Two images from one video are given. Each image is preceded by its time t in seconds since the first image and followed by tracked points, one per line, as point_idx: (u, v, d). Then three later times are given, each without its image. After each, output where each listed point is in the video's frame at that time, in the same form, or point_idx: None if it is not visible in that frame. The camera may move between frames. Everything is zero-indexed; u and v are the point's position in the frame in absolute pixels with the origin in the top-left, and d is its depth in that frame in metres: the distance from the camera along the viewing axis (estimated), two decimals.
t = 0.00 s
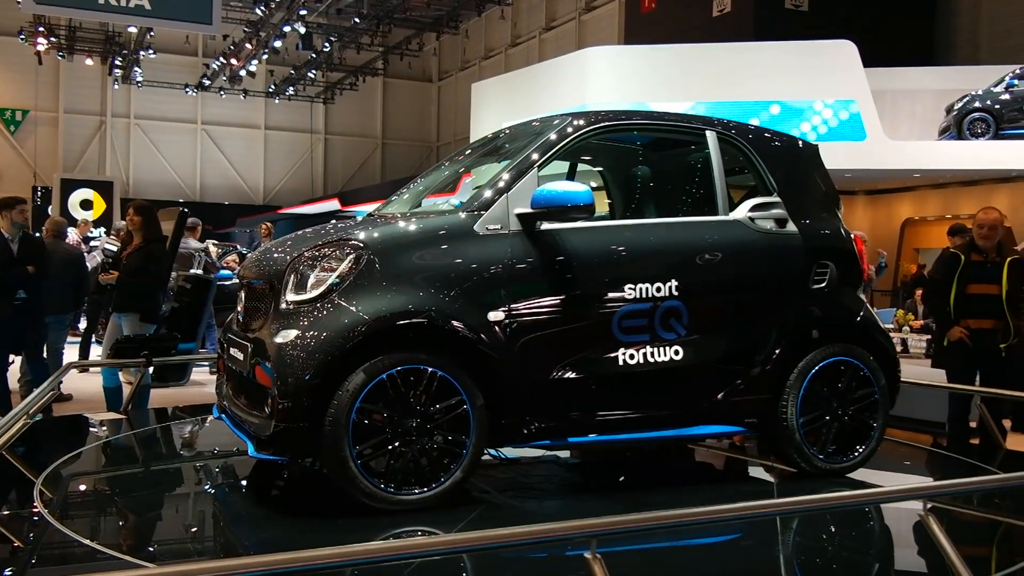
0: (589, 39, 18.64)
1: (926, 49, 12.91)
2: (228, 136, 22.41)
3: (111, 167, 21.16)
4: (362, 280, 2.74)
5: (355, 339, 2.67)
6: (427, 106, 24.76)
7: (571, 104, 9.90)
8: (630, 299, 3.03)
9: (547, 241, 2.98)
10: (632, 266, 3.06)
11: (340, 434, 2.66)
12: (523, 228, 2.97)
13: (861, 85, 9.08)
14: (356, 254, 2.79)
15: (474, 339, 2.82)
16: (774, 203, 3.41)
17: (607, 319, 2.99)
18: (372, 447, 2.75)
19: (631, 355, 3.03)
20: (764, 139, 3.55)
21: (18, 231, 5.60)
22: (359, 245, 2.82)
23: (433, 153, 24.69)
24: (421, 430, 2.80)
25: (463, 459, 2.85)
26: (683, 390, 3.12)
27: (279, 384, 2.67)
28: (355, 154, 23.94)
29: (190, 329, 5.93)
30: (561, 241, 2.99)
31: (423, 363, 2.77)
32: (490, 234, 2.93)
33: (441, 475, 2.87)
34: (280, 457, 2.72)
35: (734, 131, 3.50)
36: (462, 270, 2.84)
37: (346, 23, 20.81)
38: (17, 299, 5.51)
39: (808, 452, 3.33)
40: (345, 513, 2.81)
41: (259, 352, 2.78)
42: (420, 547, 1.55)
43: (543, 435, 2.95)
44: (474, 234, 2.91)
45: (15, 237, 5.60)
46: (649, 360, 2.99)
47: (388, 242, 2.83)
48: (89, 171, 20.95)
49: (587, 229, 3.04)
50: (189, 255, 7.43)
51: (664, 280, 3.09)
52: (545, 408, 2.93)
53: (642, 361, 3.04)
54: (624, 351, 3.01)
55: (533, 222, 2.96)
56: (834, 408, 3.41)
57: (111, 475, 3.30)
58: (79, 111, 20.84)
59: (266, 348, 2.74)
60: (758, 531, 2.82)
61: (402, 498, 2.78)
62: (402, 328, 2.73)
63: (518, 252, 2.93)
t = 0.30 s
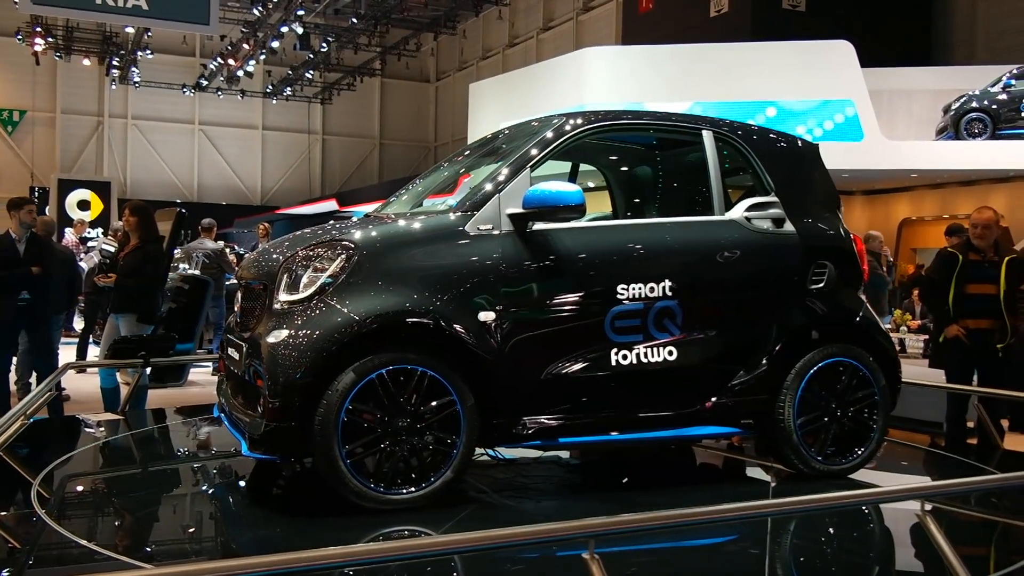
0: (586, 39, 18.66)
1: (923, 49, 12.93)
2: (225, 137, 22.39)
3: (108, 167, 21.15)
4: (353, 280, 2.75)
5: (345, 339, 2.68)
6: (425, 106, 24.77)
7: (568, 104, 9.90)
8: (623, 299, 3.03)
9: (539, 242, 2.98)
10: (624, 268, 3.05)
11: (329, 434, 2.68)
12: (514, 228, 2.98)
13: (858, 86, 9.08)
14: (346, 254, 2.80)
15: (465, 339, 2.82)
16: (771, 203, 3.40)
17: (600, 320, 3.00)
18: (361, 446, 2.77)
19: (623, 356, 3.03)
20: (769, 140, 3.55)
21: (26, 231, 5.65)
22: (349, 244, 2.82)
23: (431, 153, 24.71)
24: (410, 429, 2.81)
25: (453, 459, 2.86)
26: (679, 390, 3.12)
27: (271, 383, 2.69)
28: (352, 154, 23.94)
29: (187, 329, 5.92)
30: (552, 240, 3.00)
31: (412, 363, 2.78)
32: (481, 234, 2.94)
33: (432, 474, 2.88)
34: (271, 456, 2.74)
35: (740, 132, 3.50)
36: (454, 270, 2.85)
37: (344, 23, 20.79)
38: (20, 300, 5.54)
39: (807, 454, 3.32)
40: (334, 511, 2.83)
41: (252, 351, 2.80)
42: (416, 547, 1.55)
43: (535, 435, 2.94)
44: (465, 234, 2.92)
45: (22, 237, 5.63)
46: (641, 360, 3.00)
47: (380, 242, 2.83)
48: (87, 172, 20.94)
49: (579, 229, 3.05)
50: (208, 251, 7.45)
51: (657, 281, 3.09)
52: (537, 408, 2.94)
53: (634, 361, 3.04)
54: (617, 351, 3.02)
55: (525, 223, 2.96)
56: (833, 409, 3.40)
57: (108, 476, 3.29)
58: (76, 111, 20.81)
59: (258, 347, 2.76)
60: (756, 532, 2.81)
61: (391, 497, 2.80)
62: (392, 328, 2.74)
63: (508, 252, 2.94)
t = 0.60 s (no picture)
0: (585, 39, 18.66)
1: (922, 50, 12.94)
2: (223, 135, 22.36)
3: (107, 165, 21.14)
4: (345, 278, 2.77)
5: (336, 336, 2.71)
6: (424, 105, 24.76)
7: (567, 104, 9.90)
8: (616, 298, 3.03)
9: (532, 241, 2.98)
10: (631, 266, 3.07)
11: (318, 431, 2.71)
12: (506, 227, 2.98)
13: (857, 88, 9.10)
14: (338, 252, 2.82)
15: (455, 337, 2.83)
16: (769, 203, 3.37)
17: (592, 319, 3.00)
18: (351, 444, 2.80)
19: (617, 356, 3.03)
20: (777, 145, 3.52)
21: (38, 228, 5.59)
22: (342, 243, 2.85)
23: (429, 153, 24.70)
24: (400, 428, 2.83)
25: (444, 458, 2.87)
26: (677, 390, 3.12)
27: (262, 380, 2.71)
28: (350, 153, 23.93)
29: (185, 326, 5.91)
30: (545, 240, 3.00)
31: (402, 362, 2.80)
32: (473, 234, 2.95)
33: (422, 472, 2.90)
34: (262, 453, 2.77)
35: (748, 134, 3.49)
36: (446, 269, 2.87)
37: (342, 22, 20.74)
38: (31, 296, 5.41)
39: (804, 456, 3.30)
40: (323, 509, 2.86)
41: (246, 348, 2.83)
42: (408, 546, 1.54)
43: (525, 434, 2.94)
44: (456, 233, 2.93)
45: (35, 235, 5.58)
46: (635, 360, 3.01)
47: (372, 241, 2.86)
48: (85, 170, 20.92)
49: (572, 229, 3.05)
50: (215, 250, 7.48)
51: (651, 281, 3.08)
52: (529, 408, 2.94)
53: (627, 361, 3.04)
54: (609, 351, 3.02)
55: (517, 221, 2.98)
56: (831, 410, 3.38)
57: (104, 474, 3.28)
58: (75, 109, 20.79)
59: (252, 344, 2.79)
60: (752, 533, 2.80)
61: (381, 495, 2.82)
62: (382, 326, 2.76)
63: (500, 251, 2.94)
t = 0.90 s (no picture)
0: (583, 42, 18.69)
1: (920, 54, 12.96)
2: (221, 137, 22.35)
3: (105, 167, 21.16)
4: (337, 280, 2.79)
5: (327, 338, 2.73)
6: (422, 108, 24.76)
7: (565, 107, 9.91)
8: (609, 301, 3.03)
9: (524, 244, 2.99)
10: (650, 267, 3.09)
11: (308, 434, 2.74)
12: (499, 231, 2.99)
13: (855, 91, 9.12)
14: (330, 254, 2.84)
15: (445, 341, 2.84)
16: (766, 206, 3.36)
17: (584, 322, 3.00)
18: (340, 446, 2.83)
19: (609, 359, 3.03)
20: (782, 148, 3.53)
21: (46, 231, 5.62)
22: (335, 246, 2.87)
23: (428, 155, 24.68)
24: (390, 430, 2.86)
25: (434, 461, 2.89)
26: (674, 394, 3.12)
27: (254, 382, 2.74)
28: (348, 156, 23.94)
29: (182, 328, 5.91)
30: (537, 243, 3.00)
31: (392, 364, 2.83)
32: (466, 237, 2.96)
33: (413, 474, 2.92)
34: (253, 454, 2.80)
35: (755, 139, 3.49)
36: (439, 272, 2.88)
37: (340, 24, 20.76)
38: (30, 299, 5.39)
39: (800, 460, 3.29)
40: (314, 509, 2.89)
41: (241, 349, 2.86)
42: (405, 550, 1.55)
43: (515, 437, 2.95)
44: (448, 236, 2.94)
45: (42, 238, 5.59)
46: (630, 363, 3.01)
47: (365, 244, 2.87)
48: (83, 171, 20.90)
49: (564, 232, 3.05)
50: (215, 253, 7.48)
51: (644, 284, 3.08)
52: (519, 411, 2.94)
53: (619, 364, 3.03)
54: (602, 354, 3.02)
55: (509, 225, 2.98)
56: (829, 414, 3.37)
57: (102, 477, 3.28)
58: (74, 111, 20.78)
59: (245, 345, 2.81)
60: (750, 536, 2.80)
61: (370, 497, 2.84)
62: (374, 328, 2.78)
63: (491, 253, 2.95)
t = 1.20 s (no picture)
0: (581, 45, 18.70)
1: (918, 57, 12.99)
2: (219, 140, 22.33)
3: (102, 169, 21.13)
4: (329, 283, 2.82)
5: (317, 340, 2.76)
6: (420, 110, 24.76)
7: (563, 110, 9.92)
8: (600, 304, 3.03)
9: (516, 246, 2.99)
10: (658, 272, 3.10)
11: (298, 435, 2.77)
12: (491, 233, 2.99)
13: (853, 94, 9.14)
14: (321, 257, 2.87)
15: (435, 343, 2.86)
16: (764, 208, 3.34)
17: (577, 325, 3.00)
18: (330, 447, 2.85)
19: (602, 362, 3.03)
20: (785, 152, 3.52)
21: (44, 233, 5.58)
22: (327, 249, 2.89)
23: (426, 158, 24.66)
24: (380, 431, 2.88)
25: (424, 462, 2.91)
26: (671, 397, 3.11)
27: (246, 382, 2.78)
28: (346, 158, 23.95)
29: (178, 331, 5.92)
30: (528, 245, 3.00)
31: (383, 366, 2.85)
32: (457, 239, 2.96)
33: (404, 475, 2.94)
34: (245, 454, 2.85)
35: (760, 143, 3.50)
36: (432, 274, 2.89)
37: (338, 27, 20.78)
38: (23, 299, 5.38)
39: (797, 465, 3.27)
40: (305, 508, 2.92)
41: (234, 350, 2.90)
42: (404, 553, 1.56)
43: (509, 439, 2.95)
44: (440, 238, 2.95)
45: (38, 241, 5.53)
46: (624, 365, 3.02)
47: (356, 247, 2.90)
48: (81, 174, 20.87)
49: (556, 235, 3.05)
50: (212, 256, 7.47)
51: (638, 287, 3.07)
52: (511, 414, 2.95)
53: (612, 367, 3.03)
54: (595, 357, 3.02)
55: (500, 227, 2.98)
56: (828, 419, 3.34)
57: (99, 479, 3.27)
58: (72, 113, 20.76)
59: (239, 346, 2.86)
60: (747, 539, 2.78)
61: (360, 498, 2.86)
62: (365, 330, 2.80)
63: (482, 256, 2.96)
